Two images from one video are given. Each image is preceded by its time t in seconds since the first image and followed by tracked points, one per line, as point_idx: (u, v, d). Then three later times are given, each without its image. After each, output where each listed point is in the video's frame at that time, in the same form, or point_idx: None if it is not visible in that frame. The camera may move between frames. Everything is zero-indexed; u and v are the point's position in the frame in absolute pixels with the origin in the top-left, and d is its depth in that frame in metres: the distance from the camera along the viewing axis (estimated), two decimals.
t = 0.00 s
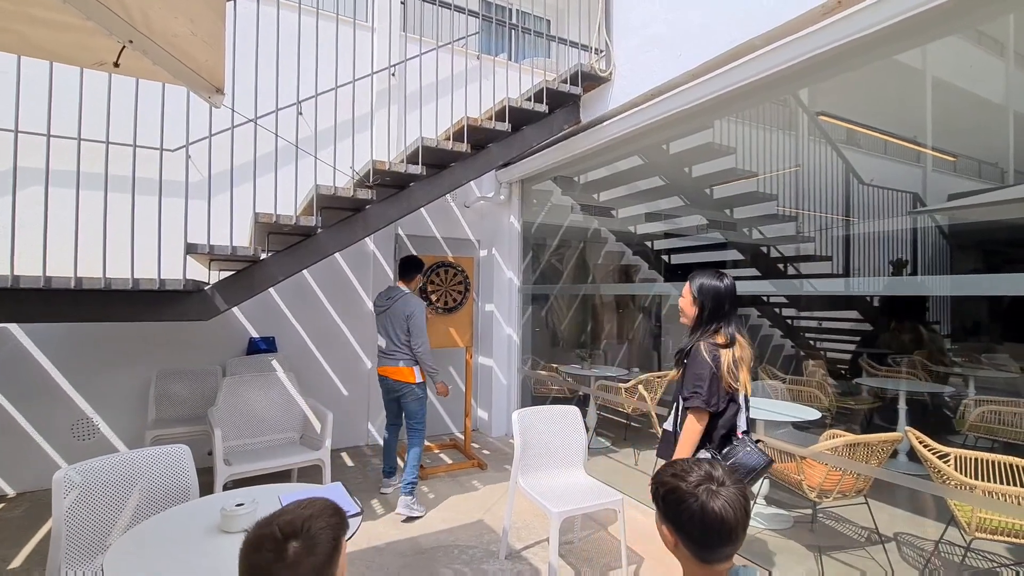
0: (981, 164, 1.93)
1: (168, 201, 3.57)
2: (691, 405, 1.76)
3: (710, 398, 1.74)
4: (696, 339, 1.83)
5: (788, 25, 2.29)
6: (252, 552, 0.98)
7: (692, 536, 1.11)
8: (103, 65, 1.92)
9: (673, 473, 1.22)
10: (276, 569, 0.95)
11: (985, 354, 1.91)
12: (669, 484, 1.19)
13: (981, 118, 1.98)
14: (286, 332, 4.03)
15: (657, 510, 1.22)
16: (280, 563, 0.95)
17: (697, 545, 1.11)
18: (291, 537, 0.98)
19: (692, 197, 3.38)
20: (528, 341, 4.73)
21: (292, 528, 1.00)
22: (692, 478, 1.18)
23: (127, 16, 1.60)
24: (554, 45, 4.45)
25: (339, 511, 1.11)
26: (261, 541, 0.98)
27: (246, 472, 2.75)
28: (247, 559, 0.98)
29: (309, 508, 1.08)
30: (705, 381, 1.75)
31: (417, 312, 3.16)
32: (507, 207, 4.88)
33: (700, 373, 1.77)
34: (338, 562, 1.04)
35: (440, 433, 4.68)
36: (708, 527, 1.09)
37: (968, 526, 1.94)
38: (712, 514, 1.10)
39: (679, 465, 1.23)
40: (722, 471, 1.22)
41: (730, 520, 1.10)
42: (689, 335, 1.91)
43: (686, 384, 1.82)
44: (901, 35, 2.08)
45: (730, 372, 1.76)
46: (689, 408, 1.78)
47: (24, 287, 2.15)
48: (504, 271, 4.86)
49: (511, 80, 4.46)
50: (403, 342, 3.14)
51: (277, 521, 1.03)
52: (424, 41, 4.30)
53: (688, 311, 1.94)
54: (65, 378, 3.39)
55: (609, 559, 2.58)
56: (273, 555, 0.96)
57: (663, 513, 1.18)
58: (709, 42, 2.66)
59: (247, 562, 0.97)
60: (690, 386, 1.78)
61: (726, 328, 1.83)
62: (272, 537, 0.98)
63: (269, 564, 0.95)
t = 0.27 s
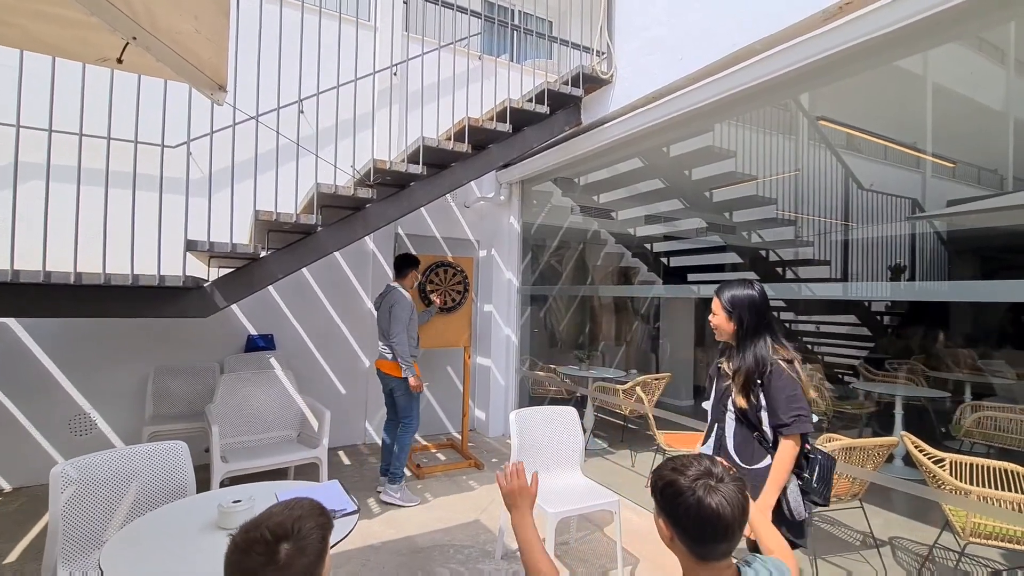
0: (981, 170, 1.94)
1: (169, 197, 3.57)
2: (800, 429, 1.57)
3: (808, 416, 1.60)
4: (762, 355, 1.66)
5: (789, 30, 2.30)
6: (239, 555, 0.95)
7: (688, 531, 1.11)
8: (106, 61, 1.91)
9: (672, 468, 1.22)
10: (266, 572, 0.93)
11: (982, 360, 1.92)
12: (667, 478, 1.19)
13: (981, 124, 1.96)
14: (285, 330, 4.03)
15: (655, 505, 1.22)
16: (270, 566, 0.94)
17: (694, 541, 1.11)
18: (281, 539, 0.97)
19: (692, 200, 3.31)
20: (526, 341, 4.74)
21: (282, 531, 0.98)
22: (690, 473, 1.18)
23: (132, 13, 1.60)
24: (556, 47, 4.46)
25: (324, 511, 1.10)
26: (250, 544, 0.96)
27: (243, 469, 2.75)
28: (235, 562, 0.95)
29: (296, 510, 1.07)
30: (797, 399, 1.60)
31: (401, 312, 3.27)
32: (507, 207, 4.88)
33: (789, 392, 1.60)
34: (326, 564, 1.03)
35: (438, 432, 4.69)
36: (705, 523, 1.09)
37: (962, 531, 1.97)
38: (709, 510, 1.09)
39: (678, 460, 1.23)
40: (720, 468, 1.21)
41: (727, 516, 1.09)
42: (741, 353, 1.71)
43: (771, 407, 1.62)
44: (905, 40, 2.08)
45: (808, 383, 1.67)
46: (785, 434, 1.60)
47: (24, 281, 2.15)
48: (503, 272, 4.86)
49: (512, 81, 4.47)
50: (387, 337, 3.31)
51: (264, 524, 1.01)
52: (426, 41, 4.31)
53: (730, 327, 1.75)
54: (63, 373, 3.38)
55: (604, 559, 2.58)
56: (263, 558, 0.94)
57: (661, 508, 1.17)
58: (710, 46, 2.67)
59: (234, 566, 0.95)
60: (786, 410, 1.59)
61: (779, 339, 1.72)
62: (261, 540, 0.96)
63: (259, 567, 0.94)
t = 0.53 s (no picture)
0: (980, 173, 1.96)
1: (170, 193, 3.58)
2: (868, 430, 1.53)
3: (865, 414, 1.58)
4: (814, 356, 1.59)
5: (790, 31, 2.31)
6: (239, 553, 0.96)
7: (687, 520, 1.08)
8: (109, 56, 1.90)
9: (673, 458, 1.19)
10: (265, 571, 0.94)
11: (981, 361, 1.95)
12: (665, 468, 1.16)
13: (982, 127, 1.97)
14: (284, 327, 4.03)
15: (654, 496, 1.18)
16: (270, 565, 0.94)
17: (694, 530, 1.07)
18: (281, 537, 0.97)
19: (692, 200, 3.34)
20: (525, 340, 4.74)
21: (282, 529, 0.99)
22: (688, 461, 1.15)
23: (134, 8, 1.60)
24: (557, 46, 4.46)
25: (322, 508, 1.10)
26: (249, 543, 0.96)
27: (241, 466, 2.76)
28: (235, 560, 0.96)
29: (294, 507, 1.07)
30: (856, 397, 1.56)
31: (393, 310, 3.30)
32: (507, 207, 4.88)
33: (849, 391, 1.56)
34: (324, 561, 1.04)
35: (436, 430, 4.69)
36: (703, 509, 1.05)
37: (959, 532, 1.97)
38: (707, 496, 1.06)
39: (676, 451, 1.20)
40: (719, 456, 1.18)
41: (726, 502, 1.06)
42: (788, 354, 1.62)
43: (829, 408, 1.56)
44: (907, 41, 2.09)
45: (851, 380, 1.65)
46: (844, 434, 1.55)
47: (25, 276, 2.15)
48: (503, 271, 4.87)
49: (513, 81, 4.48)
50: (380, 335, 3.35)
51: (264, 521, 1.01)
52: (428, 40, 4.31)
53: (773, 326, 1.66)
54: (62, 369, 3.39)
55: (601, 558, 2.59)
56: (262, 556, 0.95)
57: (660, 498, 1.14)
58: (711, 46, 2.67)
59: (234, 564, 0.96)
60: (854, 411, 1.54)
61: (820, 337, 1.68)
62: (261, 539, 0.96)
63: (259, 566, 0.94)
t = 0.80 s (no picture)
0: (978, 173, 1.96)
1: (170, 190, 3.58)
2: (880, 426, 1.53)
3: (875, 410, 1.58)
4: (834, 358, 1.54)
5: (789, 31, 2.32)
6: (251, 545, 0.97)
7: (689, 513, 1.08)
8: (110, 53, 1.90)
9: (674, 453, 1.20)
10: (277, 563, 0.95)
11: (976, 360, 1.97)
12: (667, 462, 1.17)
13: (981, 128, 1.98)
14: (284, 325, 4.04)
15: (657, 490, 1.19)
16: (281, 557, 0.95)
17: (696, 524, 1.07)
18: (293, 530, 0.98)
19: (691, 200, 3.36)
20: (524, 338, 4.75)
21: (293, 521, 1.00)
22: (691, 456, 1.15)
23: (136, 5, 1.60)
24: (557, 45, 4.47)
25: (331, 502, 1.11)
26: (261, 535, 0.97)
27: (241, 462, 2.77)
28: (247, 552, 0.96)
29: (305, 500, 1.08)
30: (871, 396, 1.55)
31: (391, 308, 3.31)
32: (506, 205, 4.88)
33: (865, 389, 1.54)
34: (334, 554, 1.05)
35: (435, 428, 4.71)
36: (705, 503, 1.06)
37: (954, 529, 1.99)
38: (709, 489, 1.06)
39: (679, 446, 1.21)
40: (721, 452, 1.19)
41: (728, 496, 1.06)
42: (807, 356, 1.57)
43: (848, 410, 1.53)
44: (905, 41, 2.10)
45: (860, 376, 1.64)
46: (863, 433, 1.54)
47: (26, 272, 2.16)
48: (501, 269, 4.87)
49: (513, 79, 4.49)
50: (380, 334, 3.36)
51: (275, 514, 1.02)
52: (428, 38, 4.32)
53: (792, 327, 1.59)
54: (62, 365, 3.39)
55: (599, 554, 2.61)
56: (274, 548, 0.96)
57: (661, 493, 1.15)
58: (711, 46, 2.68)
59: (245, 555, 0.96)
60: (869, 410, 1.53)
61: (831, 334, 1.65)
62: (273, 531, 0.97)
63: (271, 558, 0.95)
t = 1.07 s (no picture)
0: (976, 174, 1.98)
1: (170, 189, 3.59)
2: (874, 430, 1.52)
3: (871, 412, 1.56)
4: (837, 359, 1.52)
5: (789, 31, 2.33)
6: (260, 540, 0.97)
7: (691, 507, 1.09)
8: (112, 53, 1.91)
9: (675, 449, 1.21)
10: (287, 558, 0.95)
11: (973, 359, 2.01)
12: (668, 458, 1.18)
13: (980, 128, 1.99)
14: (284, 324, 4.05)
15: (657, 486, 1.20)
16: (290, 552, 0.96)
17: (697, 518, 1.08)
18: (301, 526, 0.99)
19: (690, 199, 3.37)
20: (524, 338, 4.77)
21: (302, 517, 1.00)
22: (691, 452, 1.16)
23: (139, 6, 1.61)
24: (557, 45, 4.48)
25: (337, 499, 1.12)
26: (271, 530, 0.97)
27: (241, 461, 2.77)
28: (256, 547, 0.97)
29: (312, 496, 1.09)
30: (866, 397, 1.53)
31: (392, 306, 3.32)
32: (506, 204, 4.89)
33: (862, 391, 1.53)
34: (339, 551, 1.06)
35: (435, 427, 4.72)
36: (707, 497, 1.07)
37: (950, 527, 2.02)
38: (711, 484, 1.07)
39: (679, 442, 1.22)
40: (721, 447, 1.20)
41: (729, 490, 1.08)
42: (811, 357, 1.55)
43: (847, 412, 1.51)
44: (907, 41, 2.10)
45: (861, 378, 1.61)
46: (856, 436, 1.53)
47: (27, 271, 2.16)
48: (501, 268, 4.87)
49: (513, 79, 4.49)
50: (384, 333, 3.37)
51: (283, 510, 1.02)
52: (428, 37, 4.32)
53: (796, 328, 1.56)
54: (63, 364, 3.40)
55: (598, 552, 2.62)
56: (283, 544, 0.96)
57: (662, 488, 1.16)
58: (711, 46, 2.69)
59: (254, 551, 0.96)
60: (864, 412, 1.52)
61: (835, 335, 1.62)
62: (281, 527, 0.98)
63: (280, 553, 0.95)
